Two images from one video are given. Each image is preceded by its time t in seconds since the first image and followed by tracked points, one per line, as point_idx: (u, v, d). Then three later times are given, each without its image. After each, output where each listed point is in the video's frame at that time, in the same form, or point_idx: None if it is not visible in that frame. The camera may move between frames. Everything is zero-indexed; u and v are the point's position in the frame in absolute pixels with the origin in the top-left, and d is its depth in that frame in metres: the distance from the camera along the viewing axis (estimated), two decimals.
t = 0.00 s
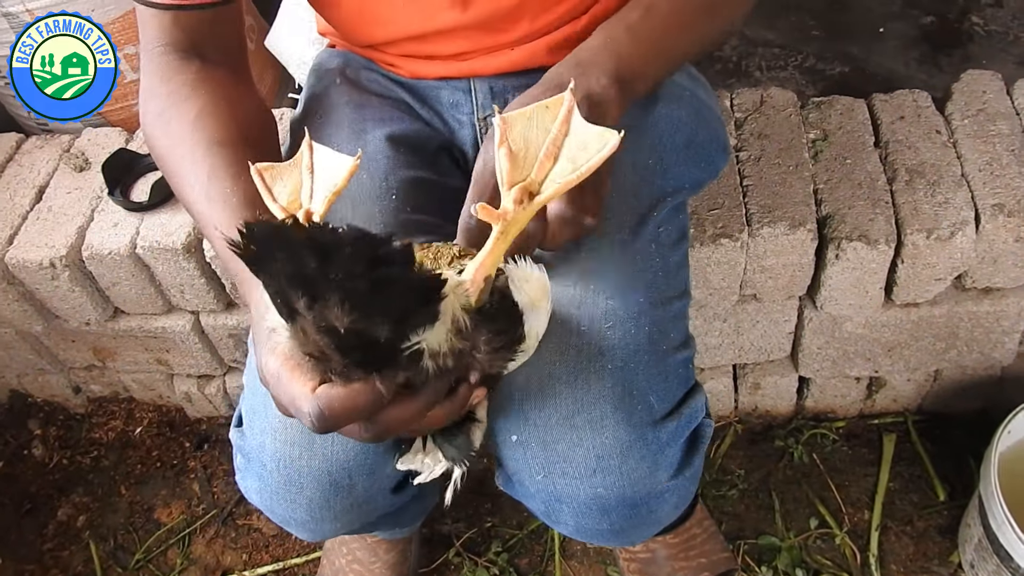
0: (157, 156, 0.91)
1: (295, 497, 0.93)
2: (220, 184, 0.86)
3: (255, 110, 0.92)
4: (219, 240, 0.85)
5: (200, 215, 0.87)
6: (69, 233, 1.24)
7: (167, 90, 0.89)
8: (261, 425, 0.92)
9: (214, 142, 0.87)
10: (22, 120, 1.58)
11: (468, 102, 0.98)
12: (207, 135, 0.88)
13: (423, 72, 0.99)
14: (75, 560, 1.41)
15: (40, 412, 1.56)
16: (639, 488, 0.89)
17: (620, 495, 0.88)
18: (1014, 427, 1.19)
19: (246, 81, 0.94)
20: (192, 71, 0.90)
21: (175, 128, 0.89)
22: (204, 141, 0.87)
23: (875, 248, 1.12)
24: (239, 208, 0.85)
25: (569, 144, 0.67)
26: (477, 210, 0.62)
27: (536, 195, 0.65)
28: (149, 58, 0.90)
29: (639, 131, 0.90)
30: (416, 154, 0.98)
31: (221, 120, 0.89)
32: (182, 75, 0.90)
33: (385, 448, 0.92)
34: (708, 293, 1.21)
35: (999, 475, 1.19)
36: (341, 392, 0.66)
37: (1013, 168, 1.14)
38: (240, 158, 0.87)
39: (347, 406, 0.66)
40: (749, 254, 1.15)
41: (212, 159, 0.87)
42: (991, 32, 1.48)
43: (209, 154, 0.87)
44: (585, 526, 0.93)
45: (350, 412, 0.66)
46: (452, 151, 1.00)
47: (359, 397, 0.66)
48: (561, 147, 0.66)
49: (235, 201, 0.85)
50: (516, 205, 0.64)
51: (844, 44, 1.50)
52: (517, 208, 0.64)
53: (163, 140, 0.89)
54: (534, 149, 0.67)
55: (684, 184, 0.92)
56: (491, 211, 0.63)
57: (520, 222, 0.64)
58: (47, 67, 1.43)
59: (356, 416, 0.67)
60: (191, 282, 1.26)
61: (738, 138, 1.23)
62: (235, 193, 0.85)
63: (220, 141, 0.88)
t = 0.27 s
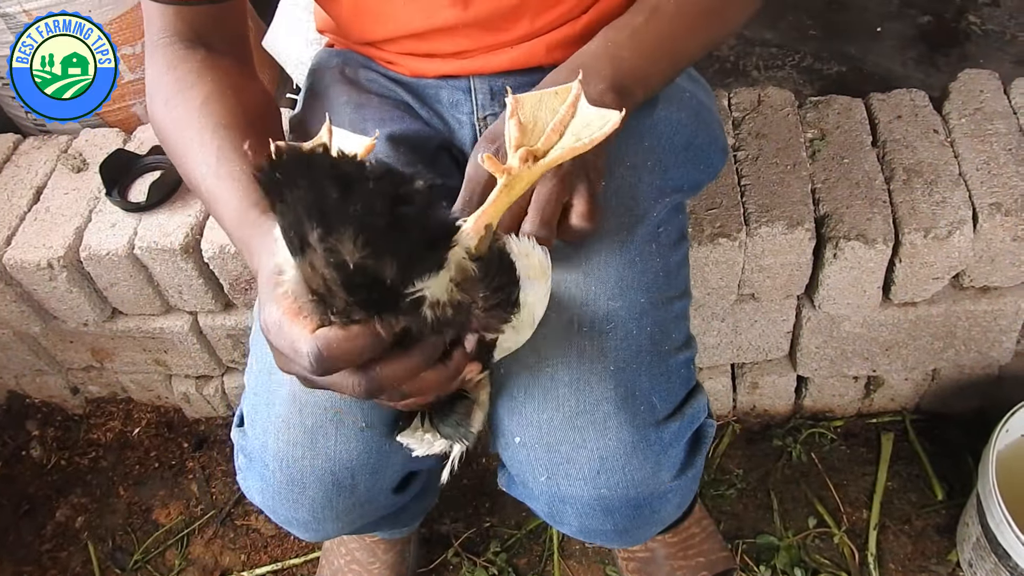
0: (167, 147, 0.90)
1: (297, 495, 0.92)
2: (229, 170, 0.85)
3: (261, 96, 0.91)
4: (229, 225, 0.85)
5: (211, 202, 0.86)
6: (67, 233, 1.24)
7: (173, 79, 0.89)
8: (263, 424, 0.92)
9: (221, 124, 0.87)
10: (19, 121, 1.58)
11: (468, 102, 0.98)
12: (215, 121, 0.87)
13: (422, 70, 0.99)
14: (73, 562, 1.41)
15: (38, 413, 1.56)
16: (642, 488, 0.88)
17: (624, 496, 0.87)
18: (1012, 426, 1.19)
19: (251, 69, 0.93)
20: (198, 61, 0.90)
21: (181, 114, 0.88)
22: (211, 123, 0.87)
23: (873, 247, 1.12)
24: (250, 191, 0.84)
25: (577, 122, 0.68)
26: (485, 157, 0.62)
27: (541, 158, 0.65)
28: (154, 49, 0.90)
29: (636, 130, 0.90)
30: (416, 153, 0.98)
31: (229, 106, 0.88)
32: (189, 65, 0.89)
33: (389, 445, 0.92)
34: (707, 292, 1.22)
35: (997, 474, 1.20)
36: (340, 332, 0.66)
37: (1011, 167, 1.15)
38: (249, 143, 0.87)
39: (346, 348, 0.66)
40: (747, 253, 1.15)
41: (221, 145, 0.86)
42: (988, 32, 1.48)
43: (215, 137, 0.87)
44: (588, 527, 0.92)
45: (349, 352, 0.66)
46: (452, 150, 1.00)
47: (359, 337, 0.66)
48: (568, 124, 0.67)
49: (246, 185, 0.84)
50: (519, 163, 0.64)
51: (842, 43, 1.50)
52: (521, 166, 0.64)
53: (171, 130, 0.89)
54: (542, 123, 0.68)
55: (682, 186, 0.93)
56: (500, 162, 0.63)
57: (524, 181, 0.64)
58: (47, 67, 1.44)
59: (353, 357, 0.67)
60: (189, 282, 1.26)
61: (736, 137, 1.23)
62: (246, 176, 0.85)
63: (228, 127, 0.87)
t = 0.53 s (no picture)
0: (151, 146, 0.90)
1: (290, 493, 0.92)
2: (217, 173, 0.86)
3: (251, 100, 0.92)
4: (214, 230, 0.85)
5: (196, 206, 0.86)
6: (68, 229, 1.24)
7: (161, 81, 0.89)
8: (256, 421, 0.92)
9: (207, 131, 0.87)
10: (20, 115, 1.58)
11: (468, 98, 0.98)
12: (204, 123, 0.87)
13: (423, 67, 0.99)
14: (73, 557, 1.41)
15: (39, 408, 1.56)
16: (643, 485, 0.89)
17: (624, 492, 0.88)
18: (1012, 423, 1.19)
19: (239, 72, 0.93)
20: (187, 62, 0.89)
21: (168, 118, 0.88)
22: (197, 130, 0.87)
23: (873, 244, 1.12)
24: (236, 197, 0.85)
25: (560, 138, 0.69)
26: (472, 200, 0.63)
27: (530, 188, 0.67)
28: (145, 49, 0.90)
29: (638, 129, 0.90)
30: (415, 151, 0.98)
31: (217, 109, 0.88)
32: (178, 65, 0.89)
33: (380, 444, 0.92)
34: (707, 289, 1.22)
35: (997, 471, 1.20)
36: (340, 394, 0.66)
37: (1012, 164, 1.14)
38: (237, 148, 0.87)
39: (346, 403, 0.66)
40: (747, 250, 1.15)
41: (208, 148, 0.86)
42: (990, 29, 1.48)
43: (201, 143, 0.87)
44: (589, 523, 0.93)
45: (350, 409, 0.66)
46: (451, 147, 1.01)
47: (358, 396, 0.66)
48: (555, 142, 0.69)
49: (233, 191, 0.85)
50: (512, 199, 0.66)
51: (843, 40, 1.50)
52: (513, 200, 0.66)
53: (156, 130, 0.89)
54: (529, 145, 0.69)
55: (682, 184, 0.92)
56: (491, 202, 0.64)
57: (517, 214, 0.66)
58: (47, 67, 1.43)
59: (356, 412, 0.67)
60: (189, 278, 1.26)
61: (737, 134, 1.22)
62: (233, 181, 0.85)
63: (215, 130, 0.87)
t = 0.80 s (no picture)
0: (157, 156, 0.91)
1: (307, 506, 0.93)
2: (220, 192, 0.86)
3: (257, 117, 0.92)
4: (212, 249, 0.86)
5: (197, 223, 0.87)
6: (68, 229, 1.24)
7: (167, 95, 0.89)
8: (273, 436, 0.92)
9: (211, 149, 0.87)
10: (20, 116, 1.58)
11: (467, 102, 0.98)
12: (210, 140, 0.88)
13: (423, 72, 0.99)
14: (74, 557, 1.41)
15: (39, 409, 1.56)
16: (622, 504, 0.89)
17: (603, 512, 0.89)
18: (1013, 422, 1.19)
19: (245, 84, 0.93)
20: (192, 76, 0.89)
21: (173, 134, 0.88)
22: (201, 147, 0.87)
23: (873, 245, 1.12)
24: (234, 218, 0.85)
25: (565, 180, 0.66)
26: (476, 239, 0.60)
27: (534, 230, 0.64)
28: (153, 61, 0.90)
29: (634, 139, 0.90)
30: (416, 156, 0.98)
31: (221, 127, 0.89)
32: (185, 80, 0.89)
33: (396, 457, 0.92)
34: (708, 289, 1.21)
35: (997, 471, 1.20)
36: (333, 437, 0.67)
37: (1012, 164, 1.14)
38: (239, 167, 0.87)
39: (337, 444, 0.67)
40: (748, 250, 1.15)
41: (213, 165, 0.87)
42: (990, 29, 1.48)
43: (204, 161, 0.87)
44: (570, 540, 0.93)
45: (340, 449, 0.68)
46: (452, 152, 1.01)
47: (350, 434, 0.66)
48: (562, 182, 0.66)
49: (233, 212, 0.85)
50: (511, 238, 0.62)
51: (844, 40, 1.50)
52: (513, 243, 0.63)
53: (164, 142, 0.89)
54: (535, 183, 0.66)
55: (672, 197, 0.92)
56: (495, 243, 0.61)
57: (518, 255, 0.63)
58: (47, 66, 1.43)
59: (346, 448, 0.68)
60: (190, 279, 1.26)
61: (737, 134, 1.22)
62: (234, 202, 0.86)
63: (218, 147, 0.88)
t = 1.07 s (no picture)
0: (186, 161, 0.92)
1: (321, 507, 0.93)
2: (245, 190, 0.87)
3: (282, 123, 0.93)
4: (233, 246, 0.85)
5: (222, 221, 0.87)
6: (68, 231, 1.24)
7: (196, 103, 0.91)
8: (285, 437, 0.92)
9: (236, 152, 0.88)
10: (20, 118, 1.58)
11: (468, 107, 0.98)
12: (237, 141, 0.89)
13: (422, 82, 0.99)
14: (74, 559, 1.41)
15: (39, 411, 1.56)
16: (621, 502, 0.89)
17: (603, 511, 0.89)
18: (1013, 423, 1.19)
19: (273, 93, 0.95)
20: (221, 85, 0.91)
21: (202, 140, 0.90)
22: (227, 151, 0.88)
23: (873, 245, 1.12)
24: (256, 217, 0.85)
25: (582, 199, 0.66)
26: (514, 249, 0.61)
27: (565, 237, 0.64)
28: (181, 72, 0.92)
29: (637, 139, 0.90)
30: (422, 155, 0.98)
31: (247, 129, 0.90)
32: (214, 87, 0.91)
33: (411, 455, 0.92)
34: (708, 291, 1.21)
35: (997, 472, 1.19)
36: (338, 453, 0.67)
37: (1012, 165, 1.14)
38: (264, 168, 0.88)
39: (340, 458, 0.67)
40: (748, 251, 1.15)
41: (240, 165, 0.88)
42: (990, 30, 1.48)
43: (230, 164, 0.88)
44: (568, 539, 0.93)
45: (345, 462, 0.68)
46: (457, 151, 1.01)
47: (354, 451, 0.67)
48: (591, 186, 0.65)
49: (256, 209, 0.86)
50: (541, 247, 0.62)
51: (843, 41, 1.50)
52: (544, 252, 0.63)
53: (193, 146, 0.91)
54: (563, 186, 0.66)
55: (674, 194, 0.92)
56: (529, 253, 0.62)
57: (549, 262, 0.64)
58: (47, 66, 1.44)
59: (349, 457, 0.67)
60: (190, 280, 1.26)
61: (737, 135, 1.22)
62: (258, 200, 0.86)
63: (244, 150, 0.89)
